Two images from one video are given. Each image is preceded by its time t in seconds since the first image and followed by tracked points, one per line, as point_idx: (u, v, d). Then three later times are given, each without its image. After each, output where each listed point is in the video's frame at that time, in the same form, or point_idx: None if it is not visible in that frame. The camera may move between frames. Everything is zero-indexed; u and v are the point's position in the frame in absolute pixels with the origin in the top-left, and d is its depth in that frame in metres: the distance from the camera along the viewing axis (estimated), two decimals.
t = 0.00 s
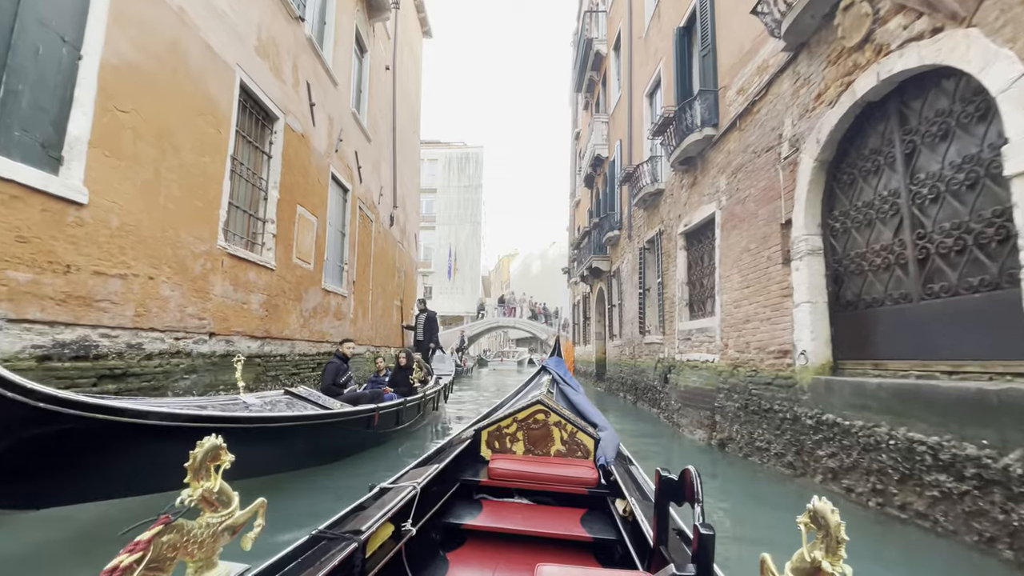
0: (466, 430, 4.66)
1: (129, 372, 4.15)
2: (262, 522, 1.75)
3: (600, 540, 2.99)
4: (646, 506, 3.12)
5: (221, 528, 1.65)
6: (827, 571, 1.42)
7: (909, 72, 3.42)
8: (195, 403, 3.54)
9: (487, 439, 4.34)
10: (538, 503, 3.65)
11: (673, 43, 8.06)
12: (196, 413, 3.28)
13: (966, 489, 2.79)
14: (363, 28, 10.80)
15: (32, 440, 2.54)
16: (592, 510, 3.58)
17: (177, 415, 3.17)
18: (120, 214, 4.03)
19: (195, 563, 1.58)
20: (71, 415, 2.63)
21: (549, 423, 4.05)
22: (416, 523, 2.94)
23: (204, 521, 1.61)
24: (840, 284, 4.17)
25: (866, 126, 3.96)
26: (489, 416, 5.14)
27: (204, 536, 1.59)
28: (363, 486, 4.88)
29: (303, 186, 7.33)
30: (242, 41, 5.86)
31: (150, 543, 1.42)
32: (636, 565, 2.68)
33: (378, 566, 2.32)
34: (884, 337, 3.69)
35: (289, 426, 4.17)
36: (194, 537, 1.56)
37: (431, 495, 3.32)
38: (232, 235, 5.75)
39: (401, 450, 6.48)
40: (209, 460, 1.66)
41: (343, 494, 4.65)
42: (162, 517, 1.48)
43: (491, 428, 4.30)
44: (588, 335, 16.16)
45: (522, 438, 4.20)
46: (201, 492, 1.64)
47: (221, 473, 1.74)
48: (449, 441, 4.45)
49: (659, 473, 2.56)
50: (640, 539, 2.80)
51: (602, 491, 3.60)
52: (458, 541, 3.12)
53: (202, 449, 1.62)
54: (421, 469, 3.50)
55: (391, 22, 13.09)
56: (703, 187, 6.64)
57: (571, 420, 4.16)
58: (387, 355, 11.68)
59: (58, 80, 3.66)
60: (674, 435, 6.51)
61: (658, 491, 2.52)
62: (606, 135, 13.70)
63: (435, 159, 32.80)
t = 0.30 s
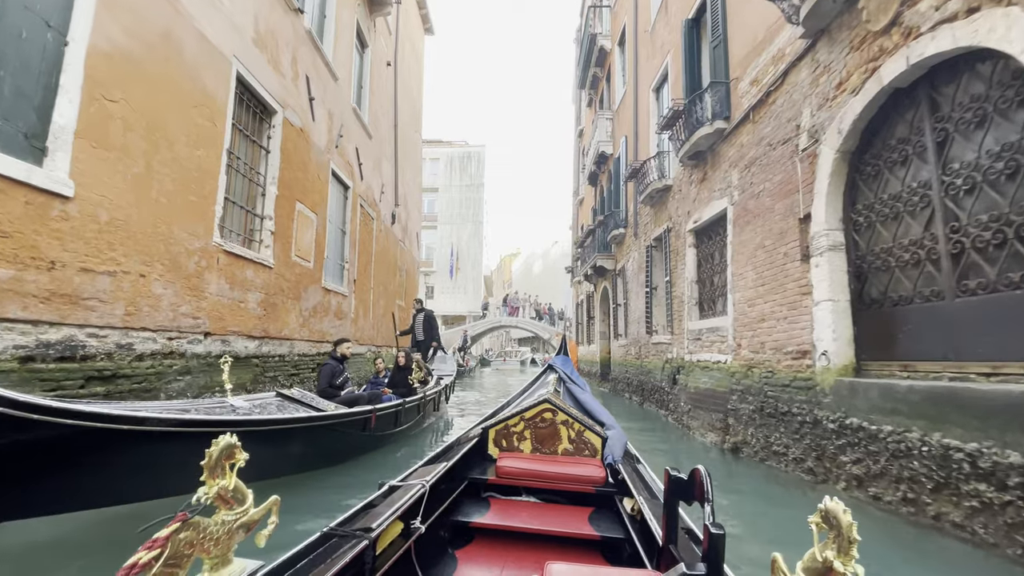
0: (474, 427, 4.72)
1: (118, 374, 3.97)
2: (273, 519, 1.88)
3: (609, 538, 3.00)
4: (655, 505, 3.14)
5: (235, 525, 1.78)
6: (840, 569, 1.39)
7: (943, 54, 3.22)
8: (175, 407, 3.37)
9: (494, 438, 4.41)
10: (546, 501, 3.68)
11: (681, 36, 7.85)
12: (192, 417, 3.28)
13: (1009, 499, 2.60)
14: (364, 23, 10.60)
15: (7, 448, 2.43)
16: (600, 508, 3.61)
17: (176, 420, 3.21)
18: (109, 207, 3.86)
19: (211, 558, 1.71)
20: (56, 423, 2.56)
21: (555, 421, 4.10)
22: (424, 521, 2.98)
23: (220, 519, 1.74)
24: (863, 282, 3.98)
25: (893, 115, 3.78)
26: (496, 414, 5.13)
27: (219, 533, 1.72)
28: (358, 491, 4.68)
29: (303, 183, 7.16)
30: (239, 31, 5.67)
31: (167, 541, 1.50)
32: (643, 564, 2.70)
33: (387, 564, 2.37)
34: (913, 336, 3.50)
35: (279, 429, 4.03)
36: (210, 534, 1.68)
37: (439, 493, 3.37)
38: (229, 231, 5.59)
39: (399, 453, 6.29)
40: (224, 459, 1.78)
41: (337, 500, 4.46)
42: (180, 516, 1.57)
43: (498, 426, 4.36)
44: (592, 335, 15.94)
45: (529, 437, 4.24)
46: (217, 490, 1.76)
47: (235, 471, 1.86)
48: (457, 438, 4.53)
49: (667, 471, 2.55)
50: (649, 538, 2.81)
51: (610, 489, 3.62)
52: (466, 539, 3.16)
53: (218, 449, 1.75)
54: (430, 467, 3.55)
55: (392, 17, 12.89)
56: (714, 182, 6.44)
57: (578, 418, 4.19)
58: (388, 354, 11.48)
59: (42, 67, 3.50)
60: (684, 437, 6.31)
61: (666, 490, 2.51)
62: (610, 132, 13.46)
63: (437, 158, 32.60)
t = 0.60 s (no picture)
0: (480, 426, 4.70)
1: (106, 376, 3.78)
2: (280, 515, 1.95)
3: (615, 537, 3.01)
4: (660, 504, 3.14)
5: (246, 519, 1.84)
6: (848, 570, 1.41)
7: (976, 35, 3.02)
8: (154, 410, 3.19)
9: (500, 436, 4.39)
10: (552, 499, 3.68)
11: (688, 28, 7.65)
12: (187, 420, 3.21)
13: None
14: (365, 17, 10.41)
15: None
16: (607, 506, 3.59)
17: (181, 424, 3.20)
18: (95, 200, 3.68)
19: (222, 551, 1.76)
20: (50, 430, 2.47)
21: (562, 420, 4.14)
22: (431, 518, 3.02)
23: (231, 513, 1.81)
24: (887, 278, 3.79)
25: (920, 102, 3.60)
26: (501, 413, 4.98)
27: (230, 527, 1.78)
28: (357, 494, 4.50)
29: (303, 179, 7.00)
30: (234, 22, 5.49)
31: (180, 533, 1.56)
32: (649, 563, 2.70)
33: (395, 558, 2.41)
34: (945, 336, 3.31)
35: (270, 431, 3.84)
36: (222, 527, 1.74)
37: (446, 490, 3.41)
38: (225, 228, 5.42)
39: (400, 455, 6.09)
40: (234, 454, 1.88)
41: (334, 503, 4.27)
42: (193, 508, 1.64)
43: (504, 424, 4.36)
44: (596, 335, 15.74)
45: (535, 436, 4.24)
46: (228, 484, 1.86)
47: (244, 469, 1.97)
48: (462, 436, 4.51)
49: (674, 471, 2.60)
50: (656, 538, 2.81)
51: (617, 488, 3.60)
52: (473, 536, 3.18)
53: (230, 443, 1.86)
54: (437, 464, 3.59)
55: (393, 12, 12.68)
56: (724, 177, 6.24)
57: (585, 417, 4.19)
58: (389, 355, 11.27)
59: (24, 53, 3.33)
60: (694, 440, 6.12)
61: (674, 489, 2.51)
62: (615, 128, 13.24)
63: (439, 158, 32.41)
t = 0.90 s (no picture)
0: (484, 425, 4.53)
1: (91, 376, 3.61)
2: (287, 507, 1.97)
3: (617, 539, 2.90)
4: (664, 507, 3.02)
5: (252, 511, 1.89)
6: None
7: (1009, 14, 2.84)
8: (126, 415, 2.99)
9: (505, 435, 4.22)
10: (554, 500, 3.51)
11: (696, 19, 7.45)
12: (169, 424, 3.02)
13: None
14: (365, 11, 10.23)
15: None
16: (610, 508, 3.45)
17: (183, 427, 3.14)
18: (79, 192, 3.52)
19: (228, 543, 1.80)
20: (30, 436, 2.34)
21: (566, 421, 3.93)
22: (435, 514, 2.98)
23: (237, 505, 1.86)
24: (912, 273, 3.61)
25: (948, 87, 3.41)
26: (505, 412, 4.81)
27: (236, 518, 1.82)
28: (354, 497, 4.32)
29: (301, 174, 6.83)
30: (228, 10, 5.31)
31: (187, 523, 1.66)
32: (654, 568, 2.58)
33: (397, 555, 2.37)
34: (977, 334, 3.13)
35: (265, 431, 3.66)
36: (228, 519, 1.80)
37: (449, 488, 3.33)
38: (219, 224, 5.26)
39: (401, 457, 5.90)
40: (243, 448, 1.92)
41: (330, 507, 4.09)
42: (200, 499, 1.72)
43: (508, 423, 4.18)
44: (599, 335, 15.53)
45: (540, 435, 4.05)
46: (236, 477, 1.89)
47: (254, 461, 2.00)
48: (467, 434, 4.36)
49: (680, 473, 2.45)
50: (658, 540, 2.70)
51: (620, 490, 3.46)
52: (477, 532, 3.14)
53: (237, 437, 1.90)
54: (441, 461, 3.51)
55: (394, 7, 12.50)
56: (734, 171, 6.04)
57: (590, 417, 3.96)
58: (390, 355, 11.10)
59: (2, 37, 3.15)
60: (704, 442, 5.93)
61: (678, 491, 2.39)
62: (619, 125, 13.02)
63: (440, 157, 32.23)
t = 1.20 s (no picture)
0: (487, 425, 4.34)
1: (73, 376, 3.43)
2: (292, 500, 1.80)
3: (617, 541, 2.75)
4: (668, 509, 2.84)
5: (257, 504, 1.70)
6: None
7: None
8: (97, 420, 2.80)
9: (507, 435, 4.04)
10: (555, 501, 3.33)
11: (703, 10, 7.26)
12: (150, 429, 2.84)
13: None
14: (365, 5, 10.06)
15: None
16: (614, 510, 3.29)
17: (176, 430, 3.00)
18: (59, 181, 3.35)
19: (232, 536, 1.60)
20: None
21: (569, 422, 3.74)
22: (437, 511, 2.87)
23: (242, 497, 1.66)
24: (939, 268, 3.41)
25: (978, 69, 3.22)
26: (508, 412, 4.62)
27: (241, 510, 1.63)
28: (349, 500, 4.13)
29: (298, 168, 6.65)
30: None
31: (194, 513, 1.45)
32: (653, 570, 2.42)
33: (398, 553, 2.25)
34: (1013, 331, 2.94)
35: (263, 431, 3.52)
36: (233, 510, 1.60)
37: (451, 485, 3.19)
38: (213, 219, 5.09)
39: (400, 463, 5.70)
40: (249, 439, 1.73)
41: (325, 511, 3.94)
42: (205, 489, 1.53)
43: (511, 423, 4.00)
44: (603, 335, 15.32)
45: (542, 436, 3.86)
46: (241, 469, 1.70)
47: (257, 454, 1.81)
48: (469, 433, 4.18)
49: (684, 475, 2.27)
50: (659, 543, 2.52)
51: (623, 492, 3.26)
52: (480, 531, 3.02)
53: (244, 428, 1.70)
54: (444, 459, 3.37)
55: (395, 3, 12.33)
56: (745, 164, 5.85)
57: (594, 419, 3.77)
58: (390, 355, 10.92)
59: None
60: (713, 445, 5.74)
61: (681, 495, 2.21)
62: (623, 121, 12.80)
63: (442, 156, 32.07)
